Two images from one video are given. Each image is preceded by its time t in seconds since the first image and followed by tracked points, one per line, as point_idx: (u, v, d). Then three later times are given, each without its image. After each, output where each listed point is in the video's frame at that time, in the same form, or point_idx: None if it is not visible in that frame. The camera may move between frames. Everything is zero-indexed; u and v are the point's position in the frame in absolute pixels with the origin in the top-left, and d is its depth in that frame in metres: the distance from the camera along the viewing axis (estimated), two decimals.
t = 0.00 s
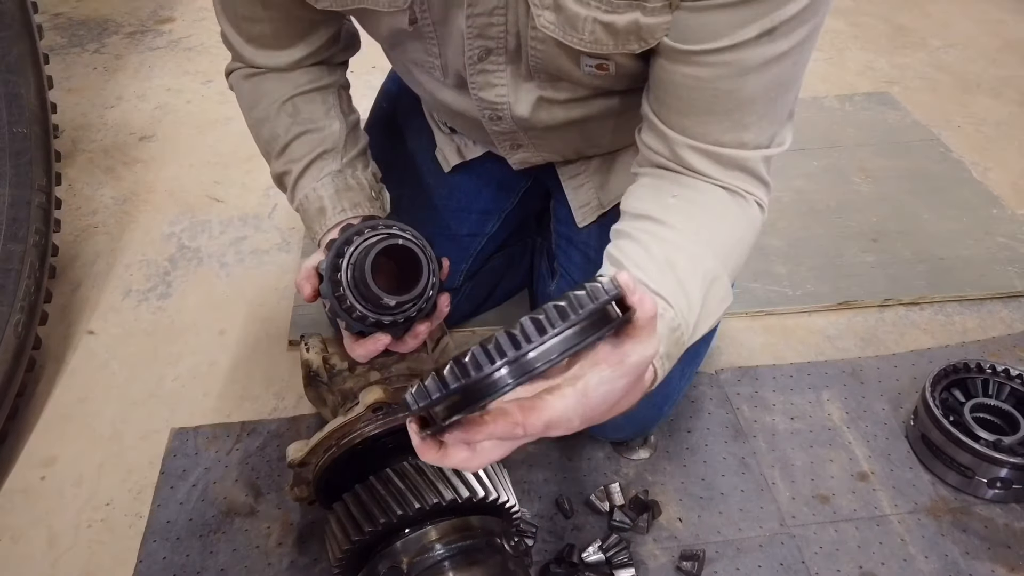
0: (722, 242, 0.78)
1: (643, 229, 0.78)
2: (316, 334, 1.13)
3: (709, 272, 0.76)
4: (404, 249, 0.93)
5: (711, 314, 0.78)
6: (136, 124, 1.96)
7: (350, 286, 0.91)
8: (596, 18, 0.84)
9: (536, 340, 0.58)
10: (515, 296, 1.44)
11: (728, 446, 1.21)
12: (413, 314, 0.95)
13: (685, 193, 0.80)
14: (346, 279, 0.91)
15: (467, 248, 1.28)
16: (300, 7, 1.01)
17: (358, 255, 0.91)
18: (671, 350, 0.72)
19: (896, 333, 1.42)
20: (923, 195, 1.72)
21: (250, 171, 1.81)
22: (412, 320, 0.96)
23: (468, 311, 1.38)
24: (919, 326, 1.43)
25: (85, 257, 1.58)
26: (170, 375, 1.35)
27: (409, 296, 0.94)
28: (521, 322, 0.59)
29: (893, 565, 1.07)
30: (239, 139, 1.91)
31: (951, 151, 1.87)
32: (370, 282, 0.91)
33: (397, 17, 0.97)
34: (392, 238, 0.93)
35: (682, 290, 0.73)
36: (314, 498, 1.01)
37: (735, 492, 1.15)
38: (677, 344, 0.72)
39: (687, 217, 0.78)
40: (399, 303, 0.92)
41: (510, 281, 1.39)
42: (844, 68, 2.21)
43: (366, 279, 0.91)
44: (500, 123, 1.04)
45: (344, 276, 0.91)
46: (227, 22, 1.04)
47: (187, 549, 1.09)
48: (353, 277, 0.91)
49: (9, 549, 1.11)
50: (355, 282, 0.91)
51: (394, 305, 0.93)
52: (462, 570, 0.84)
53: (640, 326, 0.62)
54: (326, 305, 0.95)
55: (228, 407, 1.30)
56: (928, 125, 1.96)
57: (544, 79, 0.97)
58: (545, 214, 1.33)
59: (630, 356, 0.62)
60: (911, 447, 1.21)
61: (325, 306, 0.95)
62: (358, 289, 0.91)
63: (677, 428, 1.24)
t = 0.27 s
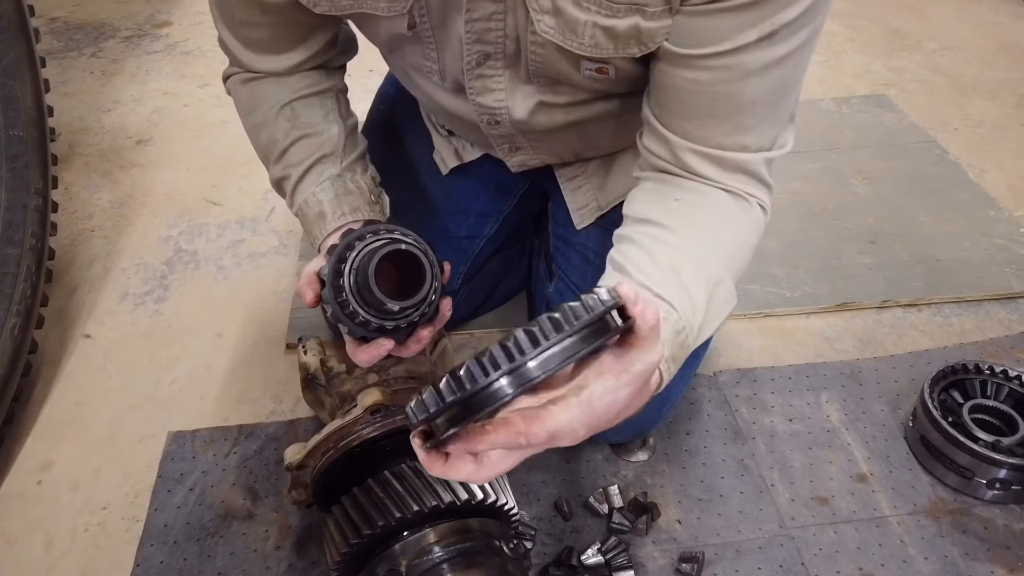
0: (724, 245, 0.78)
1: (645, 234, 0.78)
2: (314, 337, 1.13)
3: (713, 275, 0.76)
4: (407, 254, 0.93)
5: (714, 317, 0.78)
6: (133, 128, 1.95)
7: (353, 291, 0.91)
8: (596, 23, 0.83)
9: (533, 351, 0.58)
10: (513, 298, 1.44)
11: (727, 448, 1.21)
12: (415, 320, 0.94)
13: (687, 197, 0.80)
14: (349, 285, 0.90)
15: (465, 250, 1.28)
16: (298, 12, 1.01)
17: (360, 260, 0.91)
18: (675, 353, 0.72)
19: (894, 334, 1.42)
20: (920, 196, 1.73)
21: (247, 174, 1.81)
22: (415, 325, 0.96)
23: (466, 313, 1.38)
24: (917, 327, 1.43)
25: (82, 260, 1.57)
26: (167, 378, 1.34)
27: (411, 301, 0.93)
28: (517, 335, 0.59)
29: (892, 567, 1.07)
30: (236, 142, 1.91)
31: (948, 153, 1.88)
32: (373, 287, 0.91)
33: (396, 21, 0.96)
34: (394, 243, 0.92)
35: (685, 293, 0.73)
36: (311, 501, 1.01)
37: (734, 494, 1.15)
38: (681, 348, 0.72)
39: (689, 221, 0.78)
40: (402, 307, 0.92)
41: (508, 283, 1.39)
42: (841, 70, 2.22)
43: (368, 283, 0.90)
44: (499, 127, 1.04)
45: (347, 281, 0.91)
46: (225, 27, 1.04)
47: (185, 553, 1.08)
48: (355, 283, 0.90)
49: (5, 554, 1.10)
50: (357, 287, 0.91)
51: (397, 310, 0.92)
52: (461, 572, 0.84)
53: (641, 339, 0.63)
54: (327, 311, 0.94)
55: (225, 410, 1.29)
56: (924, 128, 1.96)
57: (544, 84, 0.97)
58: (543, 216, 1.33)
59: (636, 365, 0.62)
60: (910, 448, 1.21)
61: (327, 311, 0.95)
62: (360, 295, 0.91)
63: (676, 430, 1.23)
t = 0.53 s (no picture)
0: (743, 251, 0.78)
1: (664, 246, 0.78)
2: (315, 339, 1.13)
3: (734, 282, 0.76)
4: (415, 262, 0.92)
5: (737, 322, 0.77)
6: (131, 131, 1.95)
7: (359, 297, 0.90)
8: (604, 32, 0.84)
9: (565, 406, 0.62)
10: (513, 301, 1.44)
11: (728, 450, 1.21)
12: (421, 328, 0.94)
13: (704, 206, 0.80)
14: (355, 291, 0.90)
15: (465, 253, 1.27)
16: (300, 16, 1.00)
17: (367, 266, 0.90)
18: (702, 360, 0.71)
19: (895, 336, 1.42)
20: (919, 198, 1.73)
21: (246, 178, 1.80)
22: (420, 333, 0.95)
23: (466, 315, 1.37)
24: (917, 328, 1.44)
25: (80, 264, 1.57)
26: (167, 381, 1.34)
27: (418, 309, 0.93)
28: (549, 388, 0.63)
29: (894, 568, 1.07)
30: (235, 145, 1.91)
31: (946, 155, 1.88)
32: (382, 293, 0.90)
33: (397, 27, 0.96)
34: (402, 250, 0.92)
35: (706, 299, 0.73)
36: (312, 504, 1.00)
37: (736, 496, 1.15)
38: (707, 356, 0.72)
39: (706, 229, 0.78)
40: (408, 317, 0.91)
41: (508, 285, 1.39)
42: (839, 73, 2.22)
43: (377, 291, 0.90)
44: (498, 133, 1.04)
45: (353, 287, 0.90)
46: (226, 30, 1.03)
47: (185, 557, 1.08)
48: (361, 289, 0.90)
49: (4, 558, 1.09)
50: (363, 293, 0.90)
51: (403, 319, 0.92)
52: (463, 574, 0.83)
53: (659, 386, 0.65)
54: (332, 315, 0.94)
55: (225, 413, 1.29)
56: (923, 130, 1.97)
57: (545, 91, 0.97)
58: (543, 218, 1.33)
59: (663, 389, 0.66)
60: (911, 450, 1.21)
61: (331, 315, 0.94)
62: (366, 301, 0.91)
63: (677, 432, 1.23)
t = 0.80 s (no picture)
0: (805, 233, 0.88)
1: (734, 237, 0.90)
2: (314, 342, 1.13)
3: (802, 268, 0.87)
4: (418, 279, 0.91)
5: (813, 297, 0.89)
6: (129, 135, 1.95)
7: (360, 311, 0.89)
8: (623, 36, 0.88)
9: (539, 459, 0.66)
10: (513, 304, 1.44)
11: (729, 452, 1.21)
12: (419, 348, 0.93)
13: (765, 190, 0.90)
14: (356, 305, 0.89)
15: (465, 255, 1.27)
16: (298, 19, 1.00)
17: (371, 280, 0.89)
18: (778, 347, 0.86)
19: (894, 337, 1.42)
20: (918, 200, 1.73)
21: (245, 181, 1.80)
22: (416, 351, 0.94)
23: (466, 318, 1.37)
24: (916, 330, 1.44)
25: (78, 268, 1.56)
26: (166, 385, 1.34)
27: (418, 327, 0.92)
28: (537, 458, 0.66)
29: (897, 571, 1.07)
30: (234, 149, 1.91)
31: (945, 157, 1.88)
32: (382, 311, 0.89)
33: (395, 30, 0.95)
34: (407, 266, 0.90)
35: (776, 291, 0.86)
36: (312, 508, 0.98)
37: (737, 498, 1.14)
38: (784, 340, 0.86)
39: (769, 218, 0.88)
40: (406, 338, 0.91)
41: (507, 288, 1.39)
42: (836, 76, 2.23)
43: (377, 308, 0.89)
44: (495, 137, 1.04)
45: (355, 300, 0.89)
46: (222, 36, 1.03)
47: (184, 562, 1.07)
48: (363, 303, 0.89)
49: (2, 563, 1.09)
50: (364, 307, 0.89)
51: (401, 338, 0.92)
52: None
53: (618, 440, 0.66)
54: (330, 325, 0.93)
55: (225, 417, 1.28)
56: (921, 132, 1.97)
57: (548, 94, 0.97)
58: (543, 221, 1.33)
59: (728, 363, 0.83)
60: (911, 452, 1.21)
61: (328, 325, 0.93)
62: (367, 316, 0.90)
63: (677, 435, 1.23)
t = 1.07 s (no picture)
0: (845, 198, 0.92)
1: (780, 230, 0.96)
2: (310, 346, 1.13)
3: (846, 250, 0.92)
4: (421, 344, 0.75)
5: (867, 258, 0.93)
6: (125, 139, 1.94)
7: (348, 370, 0.73)
8: (643, 24, 0.87)
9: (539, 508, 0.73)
10: (510, 306, 1.43)
11: (728, 455, 1.21)
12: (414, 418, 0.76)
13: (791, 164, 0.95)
14: (345, 362, 0.73)
15: (462, 258, 1.27)
16: (293, 34, 0.94)
17: (364, 336, 0.72)
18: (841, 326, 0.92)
19: (892, 339, 1.42)
20: (914, 202, 1.73)
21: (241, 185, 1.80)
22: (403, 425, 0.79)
23: (463, 322, 1.37)
24: (913, 332, 1.44)
25: (74, 272, 1.56)
26: (162, 389, 1.33)
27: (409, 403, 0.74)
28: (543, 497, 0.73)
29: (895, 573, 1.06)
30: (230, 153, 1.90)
31: (941, 159, 1.89)
32: (371, 380, 0.72)
33: (403, 34, 0.92)
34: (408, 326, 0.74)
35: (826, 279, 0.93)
36: (308, 512, 0.97)
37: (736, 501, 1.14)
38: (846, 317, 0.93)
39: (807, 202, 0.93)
40: (394, 414, 0.74)
41: (505, 291, 1.38)
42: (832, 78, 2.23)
43: (368, 377, 0.72)
44: (499, 140, 1.02)
45: (343, 356, 0.73)
46: (213, 60, 0.95)
47: (180, 566, 1.07)
48: (352, 361, 0.73)
49: None
50: (354, 366, 0.73)
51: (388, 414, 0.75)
52: None
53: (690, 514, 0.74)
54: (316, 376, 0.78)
55: (221, 421, 1.28)
56: (916, 135, 1.97)
57: (557, 97, 0.96)
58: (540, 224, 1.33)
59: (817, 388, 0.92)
60: (909, 453, 1.21)
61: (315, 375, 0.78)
62: (356, 376, 0.73)
63: (675, 437, 1.23)
